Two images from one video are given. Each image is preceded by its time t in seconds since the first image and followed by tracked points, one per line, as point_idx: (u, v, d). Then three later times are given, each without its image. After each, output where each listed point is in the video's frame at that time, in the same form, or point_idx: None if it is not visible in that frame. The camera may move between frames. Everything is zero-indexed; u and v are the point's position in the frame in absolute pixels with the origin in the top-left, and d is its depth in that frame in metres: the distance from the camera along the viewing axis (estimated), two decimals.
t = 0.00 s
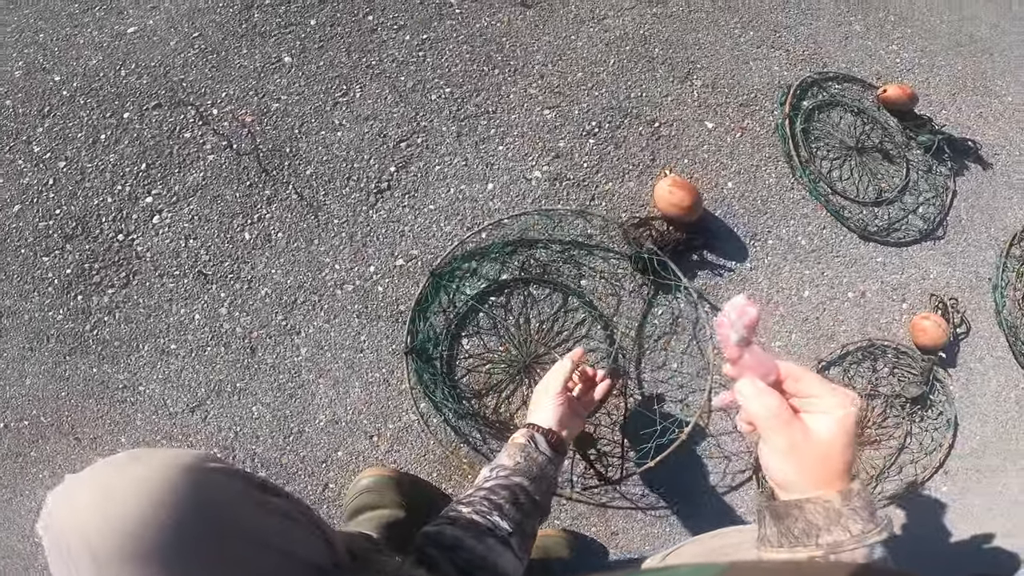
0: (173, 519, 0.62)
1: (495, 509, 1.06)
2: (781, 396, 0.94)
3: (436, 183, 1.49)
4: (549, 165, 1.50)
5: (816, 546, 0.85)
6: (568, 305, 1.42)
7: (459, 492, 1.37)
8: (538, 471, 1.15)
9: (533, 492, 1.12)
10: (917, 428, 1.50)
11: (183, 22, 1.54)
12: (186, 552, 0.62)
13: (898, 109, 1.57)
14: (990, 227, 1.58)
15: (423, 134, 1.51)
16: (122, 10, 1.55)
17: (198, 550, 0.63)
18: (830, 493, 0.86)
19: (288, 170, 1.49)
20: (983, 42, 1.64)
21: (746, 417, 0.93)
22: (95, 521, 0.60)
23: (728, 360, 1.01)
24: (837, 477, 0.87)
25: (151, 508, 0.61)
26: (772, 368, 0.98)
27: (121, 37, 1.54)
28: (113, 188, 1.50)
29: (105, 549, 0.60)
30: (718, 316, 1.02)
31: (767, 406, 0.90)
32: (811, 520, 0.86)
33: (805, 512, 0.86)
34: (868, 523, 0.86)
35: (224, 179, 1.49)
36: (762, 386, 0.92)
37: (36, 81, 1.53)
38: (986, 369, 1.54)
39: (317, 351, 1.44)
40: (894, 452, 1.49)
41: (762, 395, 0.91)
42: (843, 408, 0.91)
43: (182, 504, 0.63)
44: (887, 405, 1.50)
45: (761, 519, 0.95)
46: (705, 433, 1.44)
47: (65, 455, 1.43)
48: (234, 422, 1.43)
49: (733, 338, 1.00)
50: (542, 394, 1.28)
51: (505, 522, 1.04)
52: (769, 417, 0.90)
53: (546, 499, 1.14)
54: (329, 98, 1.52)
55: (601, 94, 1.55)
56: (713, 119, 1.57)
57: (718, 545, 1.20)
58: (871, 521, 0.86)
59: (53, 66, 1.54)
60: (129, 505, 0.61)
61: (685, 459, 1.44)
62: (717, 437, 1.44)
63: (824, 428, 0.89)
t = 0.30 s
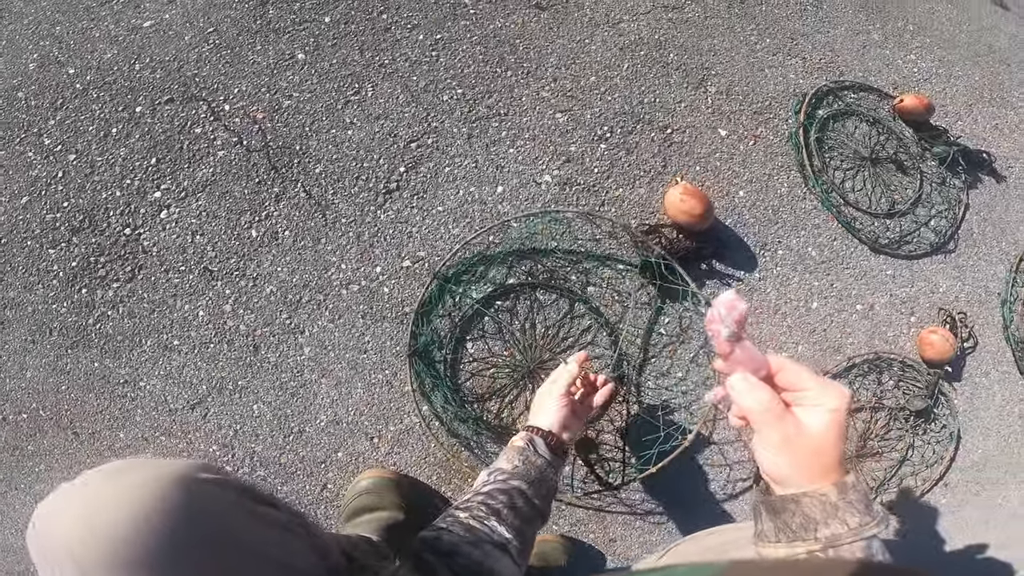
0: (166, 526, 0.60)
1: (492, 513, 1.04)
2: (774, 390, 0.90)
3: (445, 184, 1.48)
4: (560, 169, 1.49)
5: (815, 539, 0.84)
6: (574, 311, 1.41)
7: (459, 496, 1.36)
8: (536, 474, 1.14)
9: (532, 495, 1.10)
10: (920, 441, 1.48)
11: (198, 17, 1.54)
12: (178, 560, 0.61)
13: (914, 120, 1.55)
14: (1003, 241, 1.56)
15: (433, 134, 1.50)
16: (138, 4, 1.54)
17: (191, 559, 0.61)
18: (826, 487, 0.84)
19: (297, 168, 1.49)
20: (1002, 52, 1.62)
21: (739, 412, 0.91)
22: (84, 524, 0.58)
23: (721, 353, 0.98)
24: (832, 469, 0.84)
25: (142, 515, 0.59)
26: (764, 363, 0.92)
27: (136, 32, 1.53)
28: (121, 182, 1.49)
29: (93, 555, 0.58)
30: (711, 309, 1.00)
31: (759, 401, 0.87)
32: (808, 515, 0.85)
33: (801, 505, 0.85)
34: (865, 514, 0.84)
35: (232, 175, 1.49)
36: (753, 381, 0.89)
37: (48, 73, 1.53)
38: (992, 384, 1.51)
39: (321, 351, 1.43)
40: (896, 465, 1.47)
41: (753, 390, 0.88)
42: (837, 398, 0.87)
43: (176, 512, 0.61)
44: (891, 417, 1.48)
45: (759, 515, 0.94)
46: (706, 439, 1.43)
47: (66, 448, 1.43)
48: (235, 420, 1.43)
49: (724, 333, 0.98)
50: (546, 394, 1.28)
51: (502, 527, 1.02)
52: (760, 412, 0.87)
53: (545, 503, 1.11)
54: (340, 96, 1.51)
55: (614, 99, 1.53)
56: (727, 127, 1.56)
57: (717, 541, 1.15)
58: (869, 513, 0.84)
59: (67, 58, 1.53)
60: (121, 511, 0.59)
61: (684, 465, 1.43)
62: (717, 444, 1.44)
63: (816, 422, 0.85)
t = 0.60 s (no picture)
0: (150, 528, 0.59)
1: (480, 515, 1.03)
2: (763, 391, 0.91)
3: (439, 188, 1.47)
4: (554, 172, 1.48)
5: (808, 540, 0.81)
6: (568, 315, 1.40)
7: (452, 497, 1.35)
8: (525, 475, 1.13)
9: (521, 497, 1.09)
10: (920, 444, 1.46)
11: (191, 21, 1.53)
12: (160, 563, 0.59)
13: (913, 120, 1.54)
14: (1003, 242, 1.54)
15: (427, 138, 1.49)
16: (132, 8, 1.53)
17: (174, 561, 0.60)
18: (818, 487, 0.82)
19: (290, 172, 1.48)
20: (1003, 51, 1.61)
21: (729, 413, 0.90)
22: (65, 523, 0.57)
23: (711, 356, 1.00)
24: (823, 471, 0.83)
25: (126, 516, 0.58)
26: (752, 363, 0.96)
27: (131, 37, 1.53)
28: (115, 186, 1.49)
29: (72, 555, 0.57)
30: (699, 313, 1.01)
31: (749, 401, 0.87)
32: (801, 515, 0.82)
33: (794, 506, 0.82)
34: (856, 513, 0.82)
35: (226, 179, 1.48)
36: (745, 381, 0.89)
37: (43, 77, 1.52)
38: (994, 386, 1.50)
39: (315, 355, 1.42)
40: (896, 469, 1.45)
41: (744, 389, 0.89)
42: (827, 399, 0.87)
43: (160, 514, 0.60)
44: (891, 420, 1.46)
45: (746, 515, 0.91)
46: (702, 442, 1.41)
47: (61, 453, 1.43)
48: (229, 424, 1.42)
49: (713, 334, 0.99)
50: (539, 397, 1.27)
51: (491, 529, 1.01)
52: (751, 412, 0.87)
53: (534, 504, 1.11)
54: (333, 99, 1.50)
55: (609, 101, 1.52)
56: (723, 129, 1.55)
57: (708, 541, 1.13)
58: (860, 513, 0.83)
59: (62, 64, 1.53)
60: (104, 511, 0.58)
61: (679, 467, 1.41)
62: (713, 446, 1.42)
63: (807, 422, 0.85)
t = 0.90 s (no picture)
0: (130, 539, 0.54)
1: (467, 525, 1.02)
2: (738, 392, 0.90)
3: (417, 200, 1.47)
4: (532, 180, 1.49)
5: (790, 541, 0.83)
6: (550, 323, 1.41)
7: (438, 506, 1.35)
8: (512, 485, 1.12)
9: (507, 506, 1.09)
10: (905, 438, 1.48)
11: (161, 35, 1.52)
12: None
13: (881, 118, 1.57)
14: (975, 236, 1.57)
15: (404, 149, 1.49)
16: (99, 21, 1.52)
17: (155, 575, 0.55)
18: (797, 487, 0.84)
19: (266, 188, 1.47)
20: (966, 48, 1.64)
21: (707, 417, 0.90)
22: (42, 533, 0.52)
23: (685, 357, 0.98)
24: (800, 472, 0.85)
25: (97, 530, 0.53)
26: (728, 364, 0.93)
27: (99, 51, 1.51)
28: (89, 205, 1.47)
29: (46, 565, 0.52)
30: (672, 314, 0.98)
31: (725, 404, 0.87)
32: (782, 517, 0.83)
33: (775, 508, 0.84)
34: (837, 512, 0.83)
35: (201, 196, 1.47)
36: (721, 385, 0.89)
37: (13, 95, 1.51)
38: (974, 378, 1.52)
39: (297, 370, 1.41)
40: (883, 464, 1.47)
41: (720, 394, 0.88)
42: (801, 399, 0.87)
43: (138, 524, 0.55)
44: (875, 415, 1.48)
45: (730, 516, 0.92)
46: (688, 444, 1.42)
47: (42, 475, 1.40)
48: (213, 440, 1.40)
49: (687, 336, 0.97)
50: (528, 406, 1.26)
51: (477, 539, 1.00)
52: (728, 417, 0.87)
53: (519, 513, 1.10)
54: (308, 112, 1.50)
55: (584, 107, 1.54)
56: (698, 131, 1.56)
57: (699, 543, 1.13)
58: (841, 513, 0.84)
59: (30, 79, 1.51)
60: (82, 519, 0.53)
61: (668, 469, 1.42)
62: (699, 448, 1.43)
63: (782, 424, 0.86)
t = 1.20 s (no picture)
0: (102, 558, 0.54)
1: (449, 541, 1.05)
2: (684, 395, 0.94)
3: (376, 223, 1.49)
4: (489, 199, 1.53)
5: (743, 538, 0.88)
6: (514, 337, 1.44)
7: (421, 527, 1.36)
8: (494, 503, 1.15)
9: (490, 525, 1.11)
10: (864, 430, 1.55)
11: (108, 62, 1.52)
12: None
13: (816, 123, 1.66)
14: (910, 232, 1.67)
15: (361, 172, 1.51)
16: (40, 46, 1.52)
17: None
18: (744, 484, 0.89)
19: (221, 216, 1.47)
20: (890, 54, 1.76)
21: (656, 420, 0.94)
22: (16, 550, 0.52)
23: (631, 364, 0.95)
24: (744, 468, 0.89)
25: (69, 553, 0.53)
26: (672, 368, 0.95)
27: (40, 76, 1.51)
28: (37, 238, 1.45)
29: None
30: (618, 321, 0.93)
31: (671, 406, 0.92)
32: (734, 513, 0.89)
33: (726, 505, 0.89)
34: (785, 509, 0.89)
35: (153, 226, 1.46)
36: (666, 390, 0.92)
37: None
38: (923, 367, 1.60)
39: (264, 396, 1.41)
40: (847, 456, 1.53)
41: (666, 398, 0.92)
42: (741, 398, 0.92)
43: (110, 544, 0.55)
44: (831, 408, 1.55)
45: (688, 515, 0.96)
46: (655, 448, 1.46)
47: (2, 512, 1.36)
48: (180, 468, 1.39)
49: (633, 343, 0.93)
50: (493, 422, 1.29)
51: (459, 556, 1.03)
52: (674, 419, 0.91)
53: (503, 533, 1.13)
54: (262, 137, 1.51)
55: (538, 124, 1.58)
56: (647, 142, 1.63)
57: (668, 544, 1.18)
58: (790, 508, 0.89)
59: None
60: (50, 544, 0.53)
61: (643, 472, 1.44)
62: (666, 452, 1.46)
63: (725, 423, 0.91)
